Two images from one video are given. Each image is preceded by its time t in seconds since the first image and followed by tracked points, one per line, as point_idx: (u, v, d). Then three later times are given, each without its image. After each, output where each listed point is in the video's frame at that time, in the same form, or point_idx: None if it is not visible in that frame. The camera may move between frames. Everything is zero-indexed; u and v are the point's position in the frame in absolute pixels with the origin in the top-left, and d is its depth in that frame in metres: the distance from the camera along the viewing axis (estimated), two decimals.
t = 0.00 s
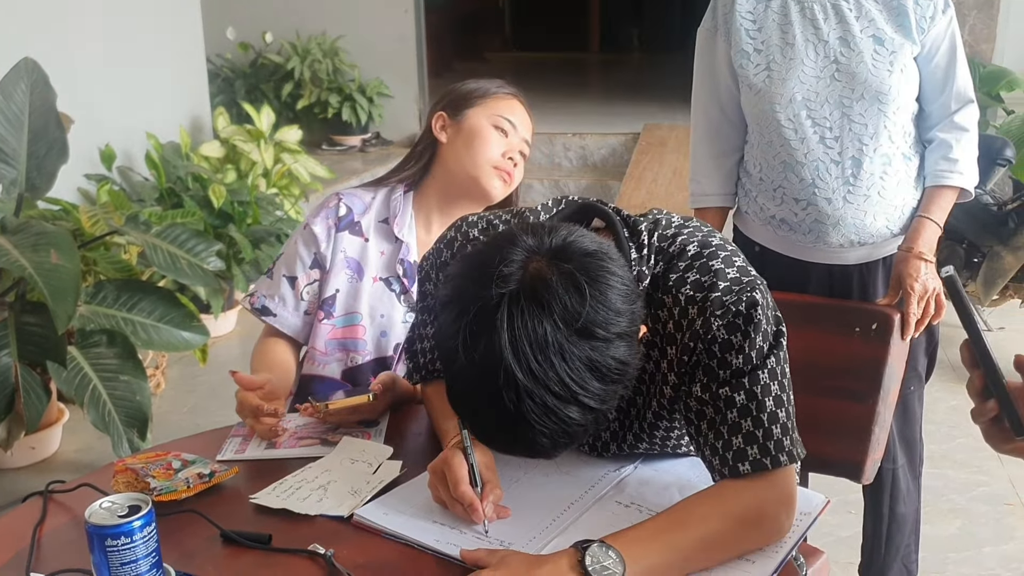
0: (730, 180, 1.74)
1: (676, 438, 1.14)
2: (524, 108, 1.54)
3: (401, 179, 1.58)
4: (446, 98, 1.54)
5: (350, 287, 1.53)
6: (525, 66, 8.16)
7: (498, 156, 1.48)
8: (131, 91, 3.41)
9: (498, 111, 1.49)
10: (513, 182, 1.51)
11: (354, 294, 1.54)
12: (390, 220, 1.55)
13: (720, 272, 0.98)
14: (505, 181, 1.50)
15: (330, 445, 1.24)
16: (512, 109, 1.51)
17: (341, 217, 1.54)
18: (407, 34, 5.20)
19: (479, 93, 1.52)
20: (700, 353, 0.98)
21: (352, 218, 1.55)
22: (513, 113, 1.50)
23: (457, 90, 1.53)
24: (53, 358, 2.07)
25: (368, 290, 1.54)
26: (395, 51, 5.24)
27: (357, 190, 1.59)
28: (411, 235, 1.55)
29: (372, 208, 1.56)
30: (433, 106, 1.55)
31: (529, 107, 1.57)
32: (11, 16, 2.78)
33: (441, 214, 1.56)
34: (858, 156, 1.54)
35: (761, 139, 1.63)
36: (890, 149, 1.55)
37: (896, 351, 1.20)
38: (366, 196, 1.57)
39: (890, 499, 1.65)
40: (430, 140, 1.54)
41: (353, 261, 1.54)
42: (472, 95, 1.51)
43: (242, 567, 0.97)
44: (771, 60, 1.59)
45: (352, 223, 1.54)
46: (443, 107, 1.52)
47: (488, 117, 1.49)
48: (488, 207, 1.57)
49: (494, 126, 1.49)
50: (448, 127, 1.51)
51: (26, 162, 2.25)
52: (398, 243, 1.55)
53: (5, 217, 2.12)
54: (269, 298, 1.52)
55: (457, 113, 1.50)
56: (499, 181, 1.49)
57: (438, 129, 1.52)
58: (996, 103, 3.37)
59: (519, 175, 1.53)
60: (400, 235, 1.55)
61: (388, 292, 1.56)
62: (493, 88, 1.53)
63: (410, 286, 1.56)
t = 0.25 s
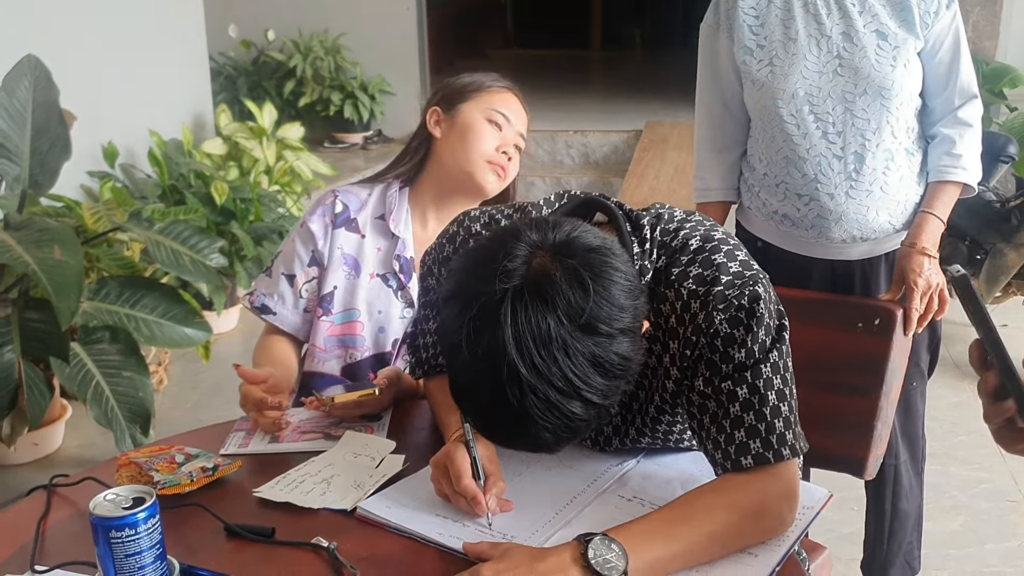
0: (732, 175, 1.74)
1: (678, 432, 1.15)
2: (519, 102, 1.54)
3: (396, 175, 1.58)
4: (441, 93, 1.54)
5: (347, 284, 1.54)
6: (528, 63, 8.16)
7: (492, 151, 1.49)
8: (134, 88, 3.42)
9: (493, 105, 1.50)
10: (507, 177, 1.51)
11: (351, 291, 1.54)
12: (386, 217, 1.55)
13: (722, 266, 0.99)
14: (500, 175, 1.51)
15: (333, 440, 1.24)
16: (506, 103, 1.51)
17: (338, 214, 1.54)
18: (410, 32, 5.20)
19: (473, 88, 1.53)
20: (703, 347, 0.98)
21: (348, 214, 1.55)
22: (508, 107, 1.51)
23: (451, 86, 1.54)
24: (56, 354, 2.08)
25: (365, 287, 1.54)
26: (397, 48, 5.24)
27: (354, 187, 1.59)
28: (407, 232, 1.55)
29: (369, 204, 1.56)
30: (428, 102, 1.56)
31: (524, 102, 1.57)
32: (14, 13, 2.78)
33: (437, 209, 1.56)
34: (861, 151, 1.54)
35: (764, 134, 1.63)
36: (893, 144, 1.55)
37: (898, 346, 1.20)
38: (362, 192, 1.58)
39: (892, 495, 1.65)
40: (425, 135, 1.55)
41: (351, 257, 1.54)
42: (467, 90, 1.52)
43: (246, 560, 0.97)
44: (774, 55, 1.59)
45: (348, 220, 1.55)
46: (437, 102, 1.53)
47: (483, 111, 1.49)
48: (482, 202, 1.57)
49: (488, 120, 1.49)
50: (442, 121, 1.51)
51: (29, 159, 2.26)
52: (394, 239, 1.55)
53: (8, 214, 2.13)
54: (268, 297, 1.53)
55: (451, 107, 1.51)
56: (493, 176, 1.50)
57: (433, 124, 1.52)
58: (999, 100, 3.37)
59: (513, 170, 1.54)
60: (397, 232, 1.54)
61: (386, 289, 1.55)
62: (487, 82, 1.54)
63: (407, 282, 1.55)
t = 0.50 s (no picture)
0: (733, 172, 1.74)
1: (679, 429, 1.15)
2: (512, 98, 1.54)
3: (390, 174, 1.59)
4: (434, 91, 1.55)
5: (343, 283, 1.53)
6: (529, 59, 8.15)
7: (484, 149, 1.49)
8: (134, 84, 3.41)
9: (485, 103, 1.50)
10: (500, 174, 1.52)
11: (347, 291, 1.54)
12: (380, 216, 1.55)
13: (723, 263, 0.99)
14: (492, 173, 1.51)
15: (335, 436, 1.24)
16: (499, 100, 1.52)
17: (332, 214, 1.55)
18: (411, 28, 5.20)
19: (466, 85, 1.53)
20: (704, 345, 0.98)
21: (343, 214, 1.55)
22: (501, 105, 1.51)
23: (444, 83, 1.54)
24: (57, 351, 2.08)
25: (361, 286, 1.54)
26: (398, 45, 5.24)
27: (348, 186, 1.60)
28: (402, 230, 1.55)
29: (363, 204, 1.57)
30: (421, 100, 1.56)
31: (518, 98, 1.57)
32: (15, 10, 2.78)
33: (431, 207, 1.56)
34: (862, 148, 1.54)
35: (765, 131, 1.63)
36: (894, 141, 1.54)
37: (900, 344, 1.20)
38: (357, 192, 1.58)
39: (893, 492, 1.65)
40: (418, 133, 1.56)
41: (346, 257, 1.54)
42: (459, 87, 1.52)
43: (247, 557, 0.97)
44: (775, 52, 1.59)
45: (343, 220, 1.55)
46: (430, 100, 1.54)
47: (475, 109, 1.50)
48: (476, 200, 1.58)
49: (480, 118, 1.50)
50: (435, 120, 1.52)
51: (30, 156, 2.25)
52: (389, 237, 1.55)
53: (9, 210, 2.13)
54: (266, 298, 1.53)
55: (443, 105, 1.52)
56: (486, 173, 1.51)
57: (425, 123, 1.53)
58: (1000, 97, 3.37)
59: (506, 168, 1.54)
60: (392, 230, 1.54)
61: (382, 288, 1.54)
62: (480, 79, 1.54)
63: (403, 280, 1.54)
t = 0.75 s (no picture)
0: (734, 171, 1.74)
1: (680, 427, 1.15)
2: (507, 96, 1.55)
3: (387, 174, 1.59)
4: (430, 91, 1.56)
5: (341, 285, 1.53)
6: (530, 58, 8.15)
7: (477, 149, 1.49)
8: (136, 83, 3.42)
9: (479, 102, 1.51)
10: (494, 174, 1.52)
11: (346, 291, 1.53)
12: (377, 216, 1.55)
13: (724, 261, 0.99)
14: (486, 173, 1.51)
15: (337, 433, 1.25)
16: (492, 100, 1.52)
17: (328, 215, 1.54)
18: (412, 26, 5.20)
19: (460, 83, 1.53)
20: (705, 342, 0.98)
21: (339, 215, 1.55)
22: (495, 104, 1.52)
23: (439, 83, 1.55)
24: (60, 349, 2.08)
25: (359, 287, 1.54)
26: (400, 43, 5.24)
27: (343, 187, 1.60)
28: (399, 231, 1.55)
29: (359, 205, 1.56)
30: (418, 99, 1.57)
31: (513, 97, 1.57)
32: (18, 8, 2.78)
33: (426, 207, 1.56)
34: (865, 145, 1.53)
35: (767, 129, 1.63)
36: (896, 139, 1.54)
37: (901, 342, 1.20)
38: (352, 193, 1.58)
39: (896, 490, 1.65)
40: (413, 133, 1.57)
41: (344, 258, 1.54)
42: (454, 86, 1.53)
43: (250, 554, 0.97)
44: (777, 50, 1.59)
45: (339, 220, 1.54)
46: (426, 100, 1.55)
47: (469, 109, 1.50)
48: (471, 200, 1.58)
49: (474, 117, 1.50)
50: (430, 120, 1.53)
51: (32, 154, 2.26)
52: (386, 238, 1.55)
53: (12, 208, 2.13)
54: (265, 301, 1.52)
55: (437, 105, 1.52)
56: (480, 173, 1.51)
57: (420, 121, 1.54)
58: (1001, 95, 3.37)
59: (500, 168, 1.54)
60: (388, 230, 1.54)
61: (379, 288, 1.54)
62: (474, 77, 1.54)
63: (400, 280, 1.55)
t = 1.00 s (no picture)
0: (734, 169, 1.74)
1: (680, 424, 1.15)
2: (483, 95, 1.53)
3: (370, 179, 1.60)
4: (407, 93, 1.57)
5: (332, 291, 1.54)
6: (531, 55, 8.14)
7: (446, 153, 1.49)
8: (137, 80, 3.41)
9: (451, 105, 1.50)
10: (468, 177, 1.52)
11: (338, 297, 1.54)
12: (363, 221, 1.55)
13: (725, 259, 0.99)
14: (460, 176, 1.51)
15: (338, 431, 1.25)
16: (464, 101, 1.51)
17: (316, 222, 1.54)
18: (413, 23, 5.19)
19: (434, 84, 1.53)
20: (705, 339, 0.98)
21: (327, 221, 1.55)
22: (467, 105, 1.51)
23: (416, 84, 1.55)
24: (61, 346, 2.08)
25: (350, 292, 1.55)
26: (401, 41, 5.24)
27: (330, 194, 1.59)
28: (386, 233, 1.55)
29: (346, 209, 1.57)
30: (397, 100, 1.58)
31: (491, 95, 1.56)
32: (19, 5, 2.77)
33: (409, 210, 1.57)
34: (864, 144, 1.53)
35: (766, 127, 1.63)
36: (895, 137, 1.54)
37: (901, 339, 1.20)
38: (338, 198, 1.58)
39: (895, 487, 1.65)
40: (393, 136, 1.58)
41: (334, 263, 1.54)
42: (428, 87, 1.53)
43: (252, 551, 0.98)
44: (776, 48, 1.59)
45: (327, 227, 1.54)
46: (403, 104, 1.56)
47: (440, 112, 1.50)
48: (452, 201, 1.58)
49: (444, 121, 1.50)
50: (405, 124, 1.54)
51: (33, 151, 2.26)
52: (374, 241, 1.55)
53: (13, 205, 2.13)
54: (260, 311, 1.53)
55: (412, 109, 1.54)
56: (453, 177, 1.51)
57: (397, 126, 1.56)
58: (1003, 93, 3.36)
59: (476, 169, 1.54)
60: (376, 234, 1.54)
61: (370, 292, 1.56)
62: (450, 76, 1.53)
63: (391, 283, 1.55)
